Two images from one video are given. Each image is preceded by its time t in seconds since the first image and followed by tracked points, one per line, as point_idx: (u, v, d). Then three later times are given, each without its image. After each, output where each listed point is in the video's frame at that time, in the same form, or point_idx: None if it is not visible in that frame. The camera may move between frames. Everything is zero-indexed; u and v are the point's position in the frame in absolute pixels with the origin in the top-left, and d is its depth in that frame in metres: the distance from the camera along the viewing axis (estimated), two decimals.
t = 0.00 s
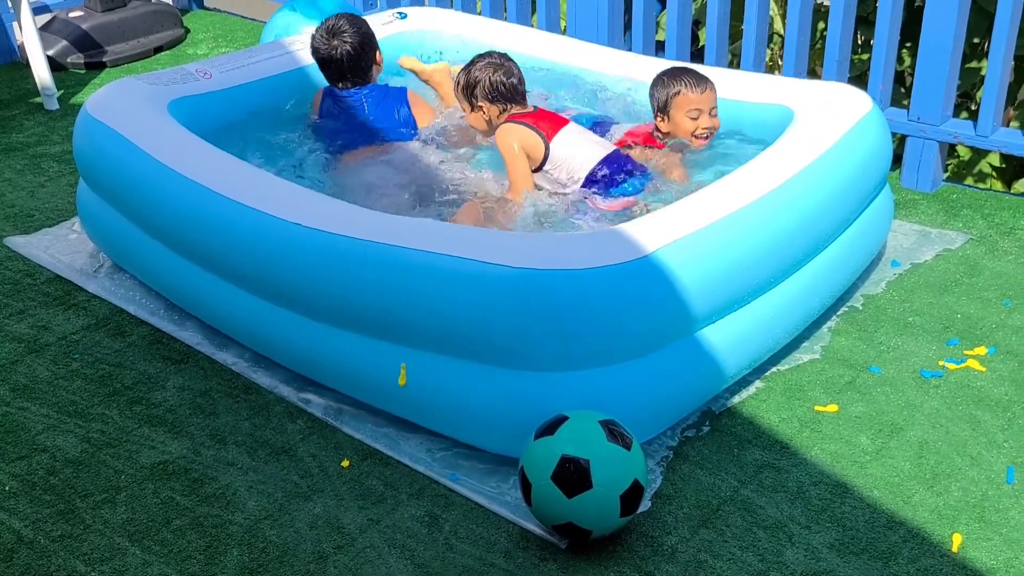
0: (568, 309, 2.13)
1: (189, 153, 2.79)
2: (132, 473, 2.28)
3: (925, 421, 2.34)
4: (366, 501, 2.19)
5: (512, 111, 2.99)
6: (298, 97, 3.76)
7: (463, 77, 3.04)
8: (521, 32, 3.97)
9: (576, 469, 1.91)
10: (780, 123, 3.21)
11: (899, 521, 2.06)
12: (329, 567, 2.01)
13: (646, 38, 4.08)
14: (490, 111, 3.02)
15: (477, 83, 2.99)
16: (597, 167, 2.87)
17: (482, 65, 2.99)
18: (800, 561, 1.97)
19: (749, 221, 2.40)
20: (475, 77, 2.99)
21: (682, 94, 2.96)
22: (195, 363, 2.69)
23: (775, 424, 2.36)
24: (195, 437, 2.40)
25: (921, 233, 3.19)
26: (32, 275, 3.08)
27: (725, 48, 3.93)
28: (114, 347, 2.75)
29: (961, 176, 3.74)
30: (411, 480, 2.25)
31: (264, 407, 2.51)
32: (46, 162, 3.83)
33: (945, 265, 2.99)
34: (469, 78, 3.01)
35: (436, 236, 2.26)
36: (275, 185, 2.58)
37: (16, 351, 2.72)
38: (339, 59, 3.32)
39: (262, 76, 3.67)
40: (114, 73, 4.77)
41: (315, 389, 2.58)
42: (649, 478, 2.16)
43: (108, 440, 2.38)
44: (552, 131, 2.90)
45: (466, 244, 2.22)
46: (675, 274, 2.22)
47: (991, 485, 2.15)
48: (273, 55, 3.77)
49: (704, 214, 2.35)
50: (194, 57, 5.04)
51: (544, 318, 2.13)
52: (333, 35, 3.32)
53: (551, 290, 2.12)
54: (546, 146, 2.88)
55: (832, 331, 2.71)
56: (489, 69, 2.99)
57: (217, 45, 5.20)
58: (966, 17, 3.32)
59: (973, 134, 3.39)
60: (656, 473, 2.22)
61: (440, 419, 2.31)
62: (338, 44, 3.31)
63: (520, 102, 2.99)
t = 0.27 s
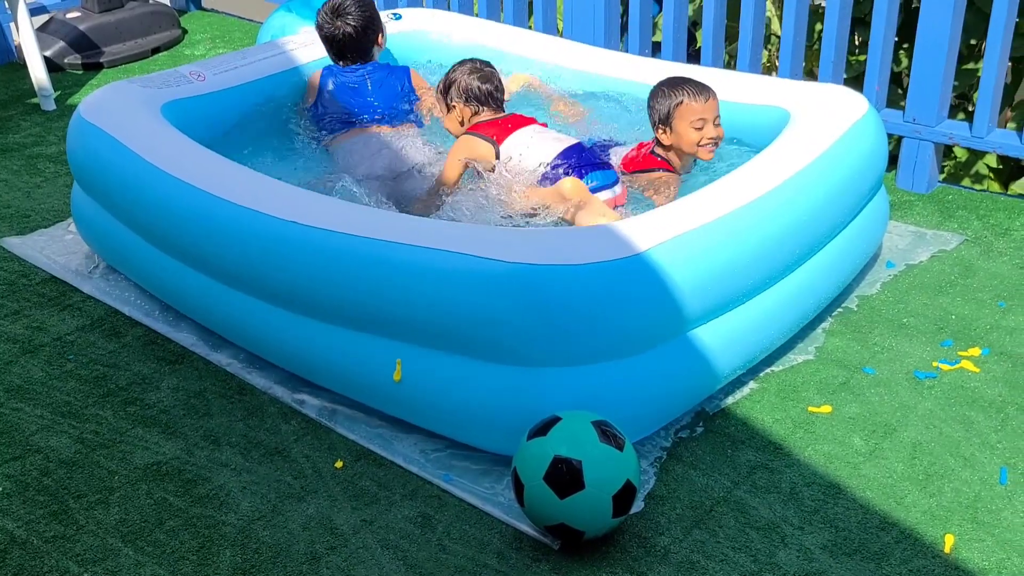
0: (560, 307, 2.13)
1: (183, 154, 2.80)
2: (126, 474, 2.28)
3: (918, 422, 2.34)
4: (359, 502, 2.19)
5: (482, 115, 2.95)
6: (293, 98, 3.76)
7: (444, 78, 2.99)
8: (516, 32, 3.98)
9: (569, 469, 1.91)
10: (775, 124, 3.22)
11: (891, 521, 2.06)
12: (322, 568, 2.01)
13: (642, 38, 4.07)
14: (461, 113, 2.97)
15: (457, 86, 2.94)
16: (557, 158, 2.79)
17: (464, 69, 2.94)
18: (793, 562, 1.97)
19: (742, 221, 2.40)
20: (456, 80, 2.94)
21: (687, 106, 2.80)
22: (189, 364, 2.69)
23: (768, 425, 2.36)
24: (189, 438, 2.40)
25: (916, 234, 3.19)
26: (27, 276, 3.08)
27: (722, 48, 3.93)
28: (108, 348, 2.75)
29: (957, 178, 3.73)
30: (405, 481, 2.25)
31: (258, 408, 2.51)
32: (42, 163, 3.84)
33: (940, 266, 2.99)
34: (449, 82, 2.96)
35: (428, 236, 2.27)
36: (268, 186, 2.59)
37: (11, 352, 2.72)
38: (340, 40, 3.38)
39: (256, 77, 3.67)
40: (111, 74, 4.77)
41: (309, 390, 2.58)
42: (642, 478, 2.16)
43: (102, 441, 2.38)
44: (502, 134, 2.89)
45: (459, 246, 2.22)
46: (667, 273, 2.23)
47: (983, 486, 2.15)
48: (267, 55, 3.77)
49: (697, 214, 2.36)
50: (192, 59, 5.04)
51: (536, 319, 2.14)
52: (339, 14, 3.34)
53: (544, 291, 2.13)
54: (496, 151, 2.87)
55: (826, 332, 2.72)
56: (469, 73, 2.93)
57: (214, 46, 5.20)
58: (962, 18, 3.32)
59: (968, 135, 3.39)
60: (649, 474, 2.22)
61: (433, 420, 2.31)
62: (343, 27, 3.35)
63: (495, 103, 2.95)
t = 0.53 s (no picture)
0: (562, 351, 2.14)
1: (188, 194, 2.81)
2: (124, 514, 2.27)
3: (921, 471, 2.33)
4: (358, 545, 2.18)
5: (459, 161, 3.03)
6: (298, 141, 3.76)
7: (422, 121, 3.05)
8: (523, 76, 3.98)
9: (570, 514, 1.90)
10: (778, 170, 3.23)
11: (894, 571, 2.04)
12: None
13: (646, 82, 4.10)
14: (439, 160, 3.04)
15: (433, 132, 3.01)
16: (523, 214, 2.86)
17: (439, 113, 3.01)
18: None
19: (744, 266, 2.41)
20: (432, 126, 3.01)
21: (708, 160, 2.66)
22: (190, 403, 2.68)
23: (771, 472, 2.35)
24: (188, 478, 2.39)
25: (918, 280, 3.20)
26: (30, 313, 3.09)
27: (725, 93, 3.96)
28: (109, 386, 2.75)
29: (959, 225, 3.75)
30: (404, 524, 2.24)
31: (258, 449, 2.50)
32: (48, 200, 3.85)
33: (942, 313, 2.99)
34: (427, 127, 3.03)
35: (431, 278, 2.27)
36: (273, 227, 2.60)
37: (11, 390, 2.72)
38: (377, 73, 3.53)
39: (262, 118, 3.68)
40: (118, 114, 4.81)
41: (309, 431, 2.57)
42: (643, 524, 2.14)
43: (101, 481, 2.37)
44: (478, 184, 2.96)
45: (462, 289, 2.23)
46: (669, 317, 2.23)
47: (987, 536, 2.14)
48: (274, 97, 3.79)
49: (700, 259, 2.37)
50: (198, 99, 5.08)
51: (539, 363, 2.14)
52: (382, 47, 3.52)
53: (547, 335, 2.14)
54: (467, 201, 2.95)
55: (828, 377, 2.71)
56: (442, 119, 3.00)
57: (221, 86, 5.24)
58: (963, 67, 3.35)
59: (970, 183, 3.41)
60: (650, 520, 2.21)
61: (434, 463, 2.30)
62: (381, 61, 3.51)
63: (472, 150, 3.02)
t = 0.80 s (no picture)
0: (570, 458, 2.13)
1: (198, 292, 2.83)
2: None
3: None
4: None
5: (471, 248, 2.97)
6: (308, 236, 3.81)
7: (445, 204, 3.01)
8: (533, 176, 4.03)
9: None
10: (784, 275, 3.25)
11: None
12: None
13: (654, 183, 4.15)
14: (452, 244, 2.99)
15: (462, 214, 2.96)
16: (534, 315, 2.85)
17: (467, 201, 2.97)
18: None
19: (752, 373, 2.41)
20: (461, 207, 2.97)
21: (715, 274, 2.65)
22: (193, 501, 2.66)
23: None
24: None
25: (927, 388, 3.19)
26: (36, 405, 3.08)
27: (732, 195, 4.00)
28: (112, 482, 2.73)
29: (965, 328, 3.76)
30: None
31: (260, 550, 2.47)
32: (58, 290, 3.88)
33: (951, 422, 2.98)
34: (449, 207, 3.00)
35: (440, 383, 2.28)
36: (281, 327, 2.62)
37: (14, 484, 2.70)
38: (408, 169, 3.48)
39: (275, 215, 3.73)
40: (131, 204, 4.86)
41: (313, 532, 2.54)
42: None
43: None
44: (489, 276, 2.94)
45: (471, 394, 2.23)
46: (677, 425, 2.22)
47: None
48: (287, 193, 3.83)
49: (709, 366, 2.37)
50: (211, 190, 5.15)
51: (547, 470, 2.13)
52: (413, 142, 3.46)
53: (555, 443, 2.13)
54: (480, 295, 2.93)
55: (838, 487, 2.69)
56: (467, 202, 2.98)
57: (234, 177, 5.32)
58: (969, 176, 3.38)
59: (977, 290, 3.42)
60: None
61: (438, 569, 2.27)
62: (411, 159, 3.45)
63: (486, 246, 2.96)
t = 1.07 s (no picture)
0: (584, 528, 2.13)
1: (209, 354, 2.84)
2: None
3: None
4: None
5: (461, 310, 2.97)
6: (318, 297, 3.82)
7: (430, 267, 2.96)
8: (542, 241, 4.03)
9: None
10: (794, 341, 3.25)
11: None
12: None
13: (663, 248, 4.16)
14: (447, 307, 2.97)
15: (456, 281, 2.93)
16: (524, 379, 2.92)
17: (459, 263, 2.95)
18: None
19: (765, 444, 2.39)
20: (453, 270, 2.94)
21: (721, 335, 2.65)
22: (200, 568, 2.63)
23: None
24: None
25: (939, 457, 3.17)
26: (43, 467, 3.06)
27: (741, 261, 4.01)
28: (118, 548, 2.70)
29: (975, 395, 3.74)
30: None
31: None
32: (66, 350, 3.87)
33: (965, 493, 2.96)
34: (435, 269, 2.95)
35: (454, 449, 2.29)
36: (292, 390, 2.62)
37: (18, 549, 2.67)
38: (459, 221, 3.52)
39: (284, 276, 3.73)
40: (141, 264, 4.88)
41: None
42: None
43: None
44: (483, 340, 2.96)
45: (485, 461, 2.24)
46: (692, 495, 2.21)
47: None
48: (297, 255, 3.84)
49: (723, 435, 2.36)
50: (221, 250, 5.17)
51: (562, 539, 2.13)
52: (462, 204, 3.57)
53: (570, 511, 2.13)
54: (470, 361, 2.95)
55: (851, 558, 2.66)
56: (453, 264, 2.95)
57: (243, 237, 5.34)
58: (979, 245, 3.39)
59: (988, 359, 3.41)
60: None
61: None
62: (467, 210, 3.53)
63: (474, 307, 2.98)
